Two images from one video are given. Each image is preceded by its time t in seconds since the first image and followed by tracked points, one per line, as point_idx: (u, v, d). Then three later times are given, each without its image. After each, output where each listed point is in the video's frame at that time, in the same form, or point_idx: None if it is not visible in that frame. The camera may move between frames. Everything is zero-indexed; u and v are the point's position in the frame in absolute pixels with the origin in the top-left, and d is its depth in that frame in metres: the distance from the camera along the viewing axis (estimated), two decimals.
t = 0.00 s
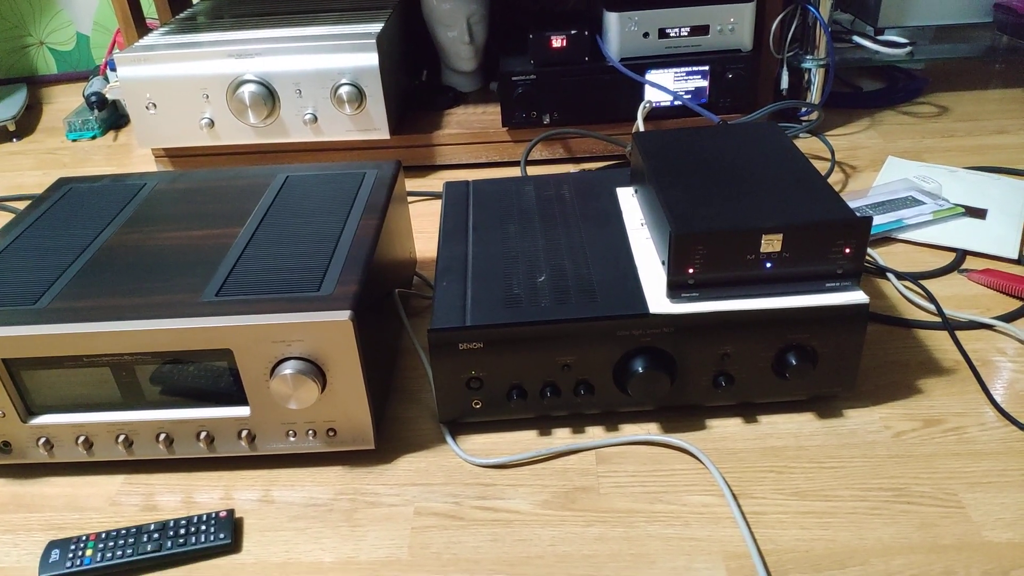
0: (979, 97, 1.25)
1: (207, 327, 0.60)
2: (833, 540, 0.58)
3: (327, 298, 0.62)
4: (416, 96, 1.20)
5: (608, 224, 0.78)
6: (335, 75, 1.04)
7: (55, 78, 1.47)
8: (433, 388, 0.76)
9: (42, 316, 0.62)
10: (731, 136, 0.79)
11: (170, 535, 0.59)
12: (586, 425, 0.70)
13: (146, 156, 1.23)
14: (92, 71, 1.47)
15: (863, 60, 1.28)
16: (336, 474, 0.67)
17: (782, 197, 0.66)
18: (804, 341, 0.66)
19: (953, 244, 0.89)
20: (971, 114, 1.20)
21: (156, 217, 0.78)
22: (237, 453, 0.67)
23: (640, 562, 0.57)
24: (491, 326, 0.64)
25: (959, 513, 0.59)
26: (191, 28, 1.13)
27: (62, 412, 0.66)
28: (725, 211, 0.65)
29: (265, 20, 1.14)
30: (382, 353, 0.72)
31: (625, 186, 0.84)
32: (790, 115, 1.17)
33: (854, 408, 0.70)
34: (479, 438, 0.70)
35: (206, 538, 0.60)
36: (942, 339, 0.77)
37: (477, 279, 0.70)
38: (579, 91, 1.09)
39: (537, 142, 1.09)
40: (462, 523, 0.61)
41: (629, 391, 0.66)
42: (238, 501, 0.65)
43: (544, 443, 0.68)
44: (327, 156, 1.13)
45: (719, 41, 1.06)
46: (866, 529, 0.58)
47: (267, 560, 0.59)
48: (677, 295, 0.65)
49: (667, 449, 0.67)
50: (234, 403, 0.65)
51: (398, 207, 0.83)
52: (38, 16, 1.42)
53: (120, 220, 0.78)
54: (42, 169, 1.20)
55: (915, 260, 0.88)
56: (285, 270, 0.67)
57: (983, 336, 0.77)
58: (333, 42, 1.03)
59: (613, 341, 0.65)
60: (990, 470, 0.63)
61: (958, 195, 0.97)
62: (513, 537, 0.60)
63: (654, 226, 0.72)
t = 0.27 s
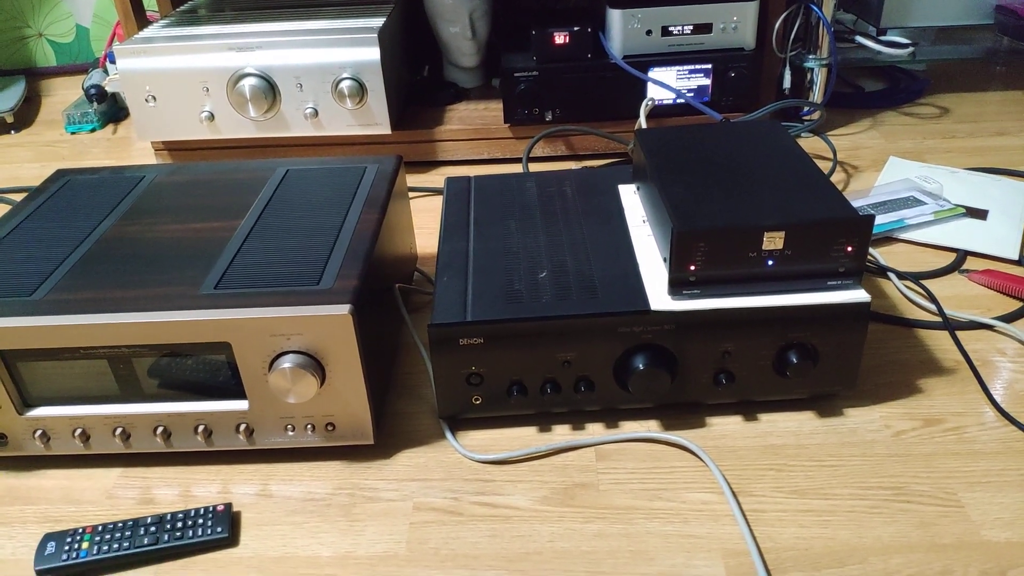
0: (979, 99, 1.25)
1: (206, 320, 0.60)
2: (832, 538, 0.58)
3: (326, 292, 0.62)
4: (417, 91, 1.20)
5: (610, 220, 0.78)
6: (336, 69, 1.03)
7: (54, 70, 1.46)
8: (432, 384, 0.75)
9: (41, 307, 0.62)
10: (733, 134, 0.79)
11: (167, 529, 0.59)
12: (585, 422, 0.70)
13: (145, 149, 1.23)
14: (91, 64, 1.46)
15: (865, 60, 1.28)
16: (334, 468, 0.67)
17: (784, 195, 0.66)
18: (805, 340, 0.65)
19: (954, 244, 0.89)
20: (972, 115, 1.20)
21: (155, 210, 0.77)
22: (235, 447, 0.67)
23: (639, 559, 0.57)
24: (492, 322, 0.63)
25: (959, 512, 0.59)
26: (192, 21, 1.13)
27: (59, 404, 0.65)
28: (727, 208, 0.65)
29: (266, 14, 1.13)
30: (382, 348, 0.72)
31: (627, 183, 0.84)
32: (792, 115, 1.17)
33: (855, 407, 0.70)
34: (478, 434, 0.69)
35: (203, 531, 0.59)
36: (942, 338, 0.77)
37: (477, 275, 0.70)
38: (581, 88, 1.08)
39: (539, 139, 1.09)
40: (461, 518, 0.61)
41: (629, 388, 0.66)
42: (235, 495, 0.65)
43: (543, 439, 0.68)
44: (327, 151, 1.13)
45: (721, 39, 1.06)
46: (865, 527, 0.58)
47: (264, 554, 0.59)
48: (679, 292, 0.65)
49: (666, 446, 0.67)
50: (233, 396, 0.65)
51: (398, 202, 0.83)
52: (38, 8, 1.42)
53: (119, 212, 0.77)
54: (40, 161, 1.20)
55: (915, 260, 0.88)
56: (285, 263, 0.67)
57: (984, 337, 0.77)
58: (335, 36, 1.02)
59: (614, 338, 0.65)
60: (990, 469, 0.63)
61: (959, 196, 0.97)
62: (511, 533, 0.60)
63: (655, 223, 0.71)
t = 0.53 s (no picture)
0: (988, 98, 1.24)
1: (209, 305, 0.60)
2: (833, 534, 0.58)
3: (330, 280, 0.62)
4: (423, 83, 1.20)
5: (615, 213, 0.78)
6: (343, 59, 1.03)
7: (62, 58, 1.47)
8: (434, 374, 0.75)
9: (44, 290, 0.62)
10: (740, 128, 0.79)
11: (169, 513, 0.59)
12: (587, 414, 0.70)
13: (151, 137, 1.23)
14: (99, 52, 1.46)
15: (874, 58, 1.27)
16: (335, 456, 0.67)
17: (791, 190, 0.66)
18: (809, 335, 0.65)
19: (961, 243, 0.89)
20: (981, 115, 1.19)
21: (161, 196, 0.77)
22: (236, 433, 0.67)
23: (639, 551, 0.57)
24: (495, 312, 0.63)
25: (961, 510, 0.59)
26: (200, 9, 1.13)
27: (62, 387, 0.65)
28: (733, 201, 0.65)
29: (274, 3, 1.13)
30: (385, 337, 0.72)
31: (633, 177, 0.84)
32: (799, 111, 1.16)
33: (858, 404, 0.70)
34: (479, 424, 0.69)
35: (204, 516, 0.59)
36: (947, 337, 0.77)
37: (482, 265, 0.70)
38: (588, 81, 1.08)
39: (545, 132, 1.09)
40: (461, 508, 0.61)
41: (631, 381, 0.66)
42: (236, 481, 0.65)
43: (545, 430, 0.68)
44: (332, 141, 1.13)
45: (729, 34, 1.06)
46: (867, 524, 0.58)
47: (265, 540, 0.59)
48: (683, 286, 0.64)
49: (668, 440, 0.67)
50: (235, 382, 0.65)
51: (403, 192, 0.83)
52: None
53: (124, 197, 0.78)
54: (47, 148, 1.20)
55: (921, 258, 0.88)
56: (289, 250, 0.67)
57: (989, 336, 0.76)
58: (342, 26, 1.02)
59: (617, 330, 0.65)
60: (993, 468, 0.62)
61: (966, 195, 0.96)
62: (512, 523, 0.60)
63: (661, 217, 0.71)
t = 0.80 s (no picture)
0: (983, 90, 1.24)
1: (202, 306, 0.59)
2: (830, 528, 0.57)
3: (324, 279, 0.62)
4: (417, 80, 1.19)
5: (610, 209, 0.77)
6: (336, 57, 1.03)
7: (53, 58, 1.46)
8: (431, 372, 0.75)
9: (36, 293, 0.62)
10: (734, 122, 0.78)
11: (164, 515, 0.59)
12: (583, 411, 0.70)
13: (144, 137, 1.22)
14: (90, 52, 1.46)
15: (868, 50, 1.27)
16: (331, 456, 0.67)
17: (785, 184, 0.66)
18: (805, 329, 0.65)
19: (956, 236, 0.89)
20: (976, 106, 1.19)
21: (153, 196, 0.77)
22: (231, 434, 0.67)
23: (636, 547, 0.57)
24: (490, 310, 0.63)
25: (958, 503, 0.59)
26: (191, 8, 1.12)
27: (55, 390, 0.65)
28: (727, 196, 0.64)
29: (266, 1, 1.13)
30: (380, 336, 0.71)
31: (627, 172, 0.83)
32: (794, 105, 1.16)
33: (854, 397, 0.70)
34: (476, 422, 0.69)
35: (199, 518, 0.59)
36: (943, 329, 0.77)
37: (476, 263, 0.70)
38: (582, 76, 1.08)
39: (539, 127, 1.08)
40: (458, 506, 0.61)
41: (628, 377, 0.65)
42: (232, 482, 0.64)
43: (541, 428, 0.68)
44: (326, 139, 1.12)
45: (724, 28, 1.05)
46: (864, 517, 0.58)
47: (261, 541, 0.59)
48: (679, 281, 0.64)
49: (664, 435, 0.67)
50: (229, 383, 0.64)
51: (397, 190, 0.82)
52: None
53: (116, 198, 0.77)
54: (39, 149, 1.19)
55: (917, 250, 0.88)
56: (282, 250, 0.66)
57: (985, 328, 0.76)
58: (335, 23, 1.02)
59: (613, 327, 0.64)
60: (989, 460, 0.62)
61: (962, 187, 0.96)
62: (508, 521, 0.59)
63: (656, 212, 0.71)
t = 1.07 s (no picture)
0: (988, 91, 1.24)
1: (208, 303, 0.60)
2: (833, 528, 0.58)
3: (328, 277, 0.62)
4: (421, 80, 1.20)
5: (613, 209, 0.78)
6: (341, 57, 1.03)
7: (62, 58, 1.47)
8: (435, 371, 0.75)
9: (45, 290, 0.62)
10: (738, 123, 0.78)
11: (170, 510, 0.59)
12: (586, 410, 0.70)
13: (151, 136, 1.23)
14: (98, 51, 1.46)
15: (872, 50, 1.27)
16: (336, 453, 0.67)
17: (789, 184, 0.66)
18: (808, 329, 0.65)
19: (960, 237, 0.89)
20: (980, 107, 1.19)
21: (160, 194, 0.78)
22: (237, 431, 0.67)
23: (639, 546, 0.57)
24: (494, 308, 0.63)
25: (960, 503, 0.59)
26: (197, 8, 1.13)
27: (63, 386, 0.66)
28: (731, 196, 0.65)
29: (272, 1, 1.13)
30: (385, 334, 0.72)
31: (631, 172, 0.84)
32: (798, 105, 1.16)
33: (856, 397, 0.70)
34: (479, 420, 0.69)
35: (204, 514, 0.60)
36: (947, 330, 0.77)
37: (480, 262, 0.70)
38: (587, 77, 1.08)
39: (543, 128, 1.09)
40: (462, 504, 0.61)
41: (631, 376, 0.66)
42: (237, 478, 0.65)
43: (544, 426, 0.68)
44: (332, 139, 1.13)
45: (727, 29, 1.06)
46: (866, 518, 0.58)
47: (266, 537, 0.59)
48: (682, 281, 0.64)
49: (667, 435, 0.67)
50: (235, 380, 0.65)
51: (402, 189, 0.83)
52: None
53: (124, 196, 0.78)
54: (47, 148, 1.20)
55: (921, 251, 0.88)
56: (288, 248, 0.67)
57: (988, 329, 0.76)
58: (340, 24, 1.02)
59: (616, 326, 0.65)
60: (992, 461, 0.63)
61: (966, 188, 0.96)
62: (512, 519, 0.60)
63: (659, 212, 0.71)
